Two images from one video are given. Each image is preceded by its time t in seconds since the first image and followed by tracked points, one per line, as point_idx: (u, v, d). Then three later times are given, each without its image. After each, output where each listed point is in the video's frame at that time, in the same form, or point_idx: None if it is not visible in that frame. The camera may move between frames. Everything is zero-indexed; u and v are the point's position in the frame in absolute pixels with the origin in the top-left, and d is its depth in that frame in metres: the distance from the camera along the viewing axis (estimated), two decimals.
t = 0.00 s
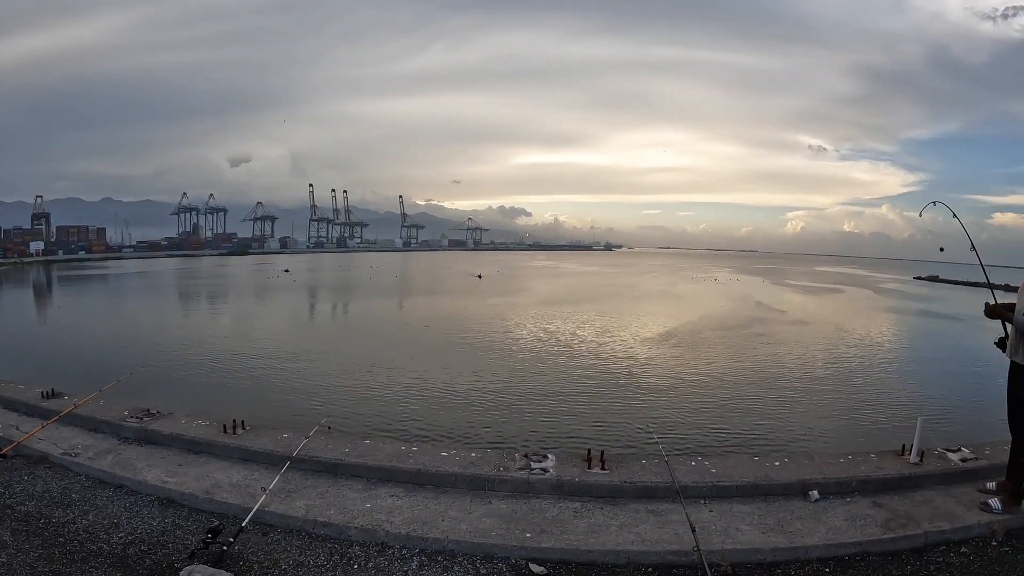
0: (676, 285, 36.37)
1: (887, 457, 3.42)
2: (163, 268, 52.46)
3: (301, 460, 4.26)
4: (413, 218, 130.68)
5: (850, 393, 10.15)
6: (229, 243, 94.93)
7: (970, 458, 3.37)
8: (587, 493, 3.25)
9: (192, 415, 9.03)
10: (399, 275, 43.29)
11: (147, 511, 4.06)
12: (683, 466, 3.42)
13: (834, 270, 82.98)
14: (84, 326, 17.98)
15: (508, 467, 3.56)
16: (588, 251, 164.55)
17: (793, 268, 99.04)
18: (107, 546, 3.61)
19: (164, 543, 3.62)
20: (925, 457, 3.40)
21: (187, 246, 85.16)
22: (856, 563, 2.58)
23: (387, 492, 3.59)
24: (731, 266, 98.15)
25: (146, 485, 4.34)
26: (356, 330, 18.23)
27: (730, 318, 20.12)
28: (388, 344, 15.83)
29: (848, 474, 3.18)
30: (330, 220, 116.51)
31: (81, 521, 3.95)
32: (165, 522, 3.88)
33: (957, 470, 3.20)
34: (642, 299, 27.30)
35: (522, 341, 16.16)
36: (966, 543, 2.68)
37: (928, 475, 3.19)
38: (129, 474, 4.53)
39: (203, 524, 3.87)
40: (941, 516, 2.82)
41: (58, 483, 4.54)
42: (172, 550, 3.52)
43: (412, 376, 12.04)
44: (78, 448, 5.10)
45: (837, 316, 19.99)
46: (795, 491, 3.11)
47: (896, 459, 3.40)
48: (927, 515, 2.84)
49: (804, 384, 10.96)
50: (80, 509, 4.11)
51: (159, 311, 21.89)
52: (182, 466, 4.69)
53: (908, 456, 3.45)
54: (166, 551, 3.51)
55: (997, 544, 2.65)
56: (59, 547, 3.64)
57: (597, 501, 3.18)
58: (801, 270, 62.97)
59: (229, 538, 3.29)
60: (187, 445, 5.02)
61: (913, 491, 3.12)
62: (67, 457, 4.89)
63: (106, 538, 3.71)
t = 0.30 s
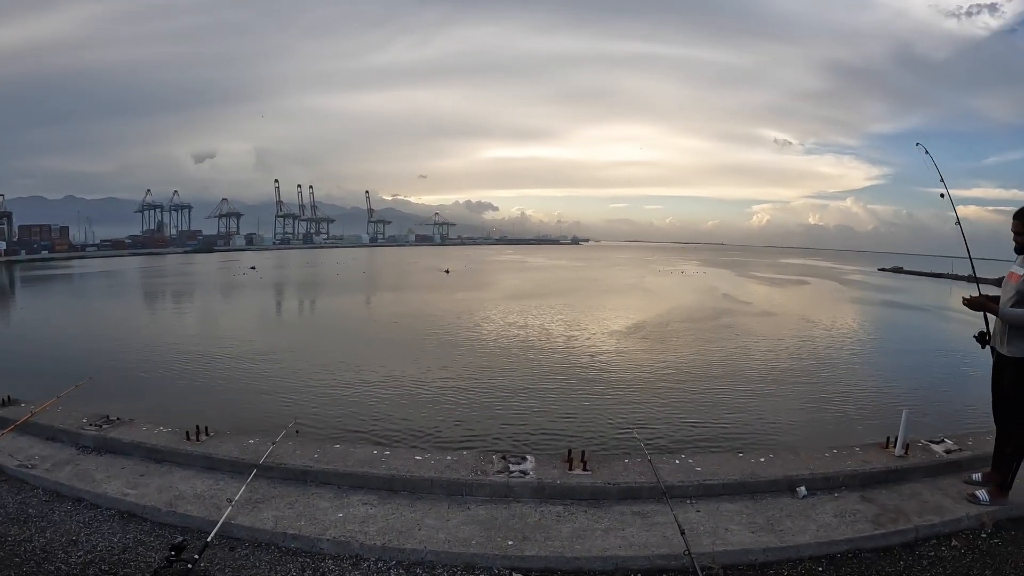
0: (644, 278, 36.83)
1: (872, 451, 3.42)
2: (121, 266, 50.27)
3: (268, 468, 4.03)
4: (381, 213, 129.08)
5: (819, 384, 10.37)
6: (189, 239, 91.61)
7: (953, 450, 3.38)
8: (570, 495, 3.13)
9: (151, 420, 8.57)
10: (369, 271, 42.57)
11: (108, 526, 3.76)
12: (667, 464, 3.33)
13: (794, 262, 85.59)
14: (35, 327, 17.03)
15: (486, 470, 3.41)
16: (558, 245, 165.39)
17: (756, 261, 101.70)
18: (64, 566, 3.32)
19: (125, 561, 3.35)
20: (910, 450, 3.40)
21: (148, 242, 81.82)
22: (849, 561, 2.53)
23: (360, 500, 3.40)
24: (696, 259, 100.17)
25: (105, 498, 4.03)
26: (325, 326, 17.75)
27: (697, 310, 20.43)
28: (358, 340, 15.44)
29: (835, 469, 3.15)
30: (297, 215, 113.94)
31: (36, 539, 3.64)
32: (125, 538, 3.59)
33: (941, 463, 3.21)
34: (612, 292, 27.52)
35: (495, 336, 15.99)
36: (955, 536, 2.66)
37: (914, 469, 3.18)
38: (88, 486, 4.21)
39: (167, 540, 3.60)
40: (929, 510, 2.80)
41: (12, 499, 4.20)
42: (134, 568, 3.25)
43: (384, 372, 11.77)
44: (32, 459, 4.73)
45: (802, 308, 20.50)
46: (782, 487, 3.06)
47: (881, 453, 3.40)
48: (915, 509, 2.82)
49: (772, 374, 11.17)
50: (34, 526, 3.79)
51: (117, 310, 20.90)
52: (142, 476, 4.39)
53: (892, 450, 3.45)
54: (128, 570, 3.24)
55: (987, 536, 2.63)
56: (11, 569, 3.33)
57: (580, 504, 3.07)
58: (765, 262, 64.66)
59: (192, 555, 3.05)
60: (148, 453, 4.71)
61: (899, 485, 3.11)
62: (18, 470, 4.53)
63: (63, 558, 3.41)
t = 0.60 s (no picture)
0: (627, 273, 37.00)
1: (873, 450, 3.40)
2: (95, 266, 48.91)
3: (251, 479, 3.87)
4: (361, 210, 127.77)
5: (804, 377, 10.47)
6: (164, 238, 89.44)
7: (954, 447, 3.38)
8: (568, 504, 3.04)
9: (127, 426, 8.26)
10: (352, 269, 42.06)
11: (83, 545, 3.56)
12: (666, 467, 3.26)
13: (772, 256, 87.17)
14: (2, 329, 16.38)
15: (480, 478, 3.29)
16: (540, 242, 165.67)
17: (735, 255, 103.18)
18: None
19: None
20: (912, 448, 3.39)
21: (129, 242, 79.16)
22: (856, 565, 2.48)
23: (349, 513, 3.26)
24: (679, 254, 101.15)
25: (81, 514, 3.83)
26: (308, 325, 17.43)
27: (680, 305, 20.58)
28: (342, 338, 15.18)
29: (837, 470, 3.12)
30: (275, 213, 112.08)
31: (6, 560, 3.42)
32: (101, 558, 3.40)
33: (941, 461, 3.21)
34: (595, 288, 27.60)
35: (482, 333, 15.86)
36: (961, 537, 2.64)
37: (916, 467, 3.17)
38: (61, 501, 3.99)
39: (144, 559, 3.41)
40: (934, 510, 2.78)
41: None
42: None
43: (368, 370, 11.56)
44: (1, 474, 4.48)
45: (785, 302, 20.77)
46: (786, 490, 3.01)
47: (882, 452, 3.37)
48: (921, 510, 2.79)
49: (755, 368, 11.28)
50: (5, 545, 3.57)
51: (94, 311, 20.32)
52: (119, 489, 4.19)
53: (893, 448, 3.43)
54: None
55: (993, 536, 2.62)
56: None
57: (579, 513, 2.98)
58: (746, 258, 65.58)
59: None
60: (125, 464, 4.49)
61: (901, 485, 3.09)
62: None
63: None
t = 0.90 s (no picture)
0: (620, 270, 37.07)
1: (878, 450, 3.35)
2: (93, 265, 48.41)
3: (240, 485, 3.75)
4: (352, 209, 127.00)
5: (799, 374, 10.51)
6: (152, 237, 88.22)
7: (959, 447, 3.35)
8: (568, 509, 2.97)
9: (112, 427, 8.06)
10: (344, 267, 41.79)
11: (65, 555, 3.42)
12: (669, 470, 3.19)
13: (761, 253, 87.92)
14: None
15: (477, 484, 3.20)
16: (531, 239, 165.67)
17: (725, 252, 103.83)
18: None
19: None
20: (917, 448, 3.35)
21: (122, 242, 77.69)
22: (866, 571, 2.43)
23: (341, 521, 3.16)
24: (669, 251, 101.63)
25: (63, 522, 3.69)
26: (300, 323, 17.27)
27: (673, 302, 20.62)
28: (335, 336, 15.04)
29: (843, 471, 3.07)
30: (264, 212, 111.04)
31: None
32: (83, 569, 3.27)
33: (948, 461, 3.17)
34: (588, 285, 27.59)
35: (476, 330, 15.80)
36: (971, 538, 2.60)
37: (922, 468, 3.13)
38: (43, 509, 3.84)
39: (128, 570, 3.29)
40: (943, 511, 2.74)
41: None
42: None
43: (360, 368, 11.42)
44: None
45: (778, 299, 20.88)
46: (792, 493, 2.96)
47: (888, 452, 3.33)
48: (930, 512, 2.74)
49: (749, 365, 11.29)
50: None
51: (85, 309, 20.04)
52: (103, 496, 4.05)
53: (899, 448, 3.39)
54: None
55: (1002, 538, 2.59)
56: None
57: (580, 519, 2.90)
58: (737, 255, 66.04)
59: None
60: (110, 470, 4.35)
61: (908, 486, 3.05)
62: None
63: None
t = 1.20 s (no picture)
0: (613, 268, 37.04)
1: (882, 453, 3.28)
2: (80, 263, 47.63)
3: (223, 491, 3.63)
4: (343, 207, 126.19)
5: (794, 372, 10.50)
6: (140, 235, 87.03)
7: (965, 449, 3.29)
8: (563, 518, 2.87)
9: (96, 428, 7.85)
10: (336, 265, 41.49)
11: (40, 565, 3.27)
12: (668, 475, 3.10)
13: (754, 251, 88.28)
14: None
15: (469, 491, 3.09)
16: (524, 238, 165.59)
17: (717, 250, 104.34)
18: None
19: None
20: (922, 451, 3.28)
21: (115, 237, 76.22)
22: None
23: (326, 530, 3.05)
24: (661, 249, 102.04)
25: (40, 531, 3.54)
26: (293, 321, 17.09)
27: (666, 301, 20.60)
28: (326, 334, 14.87)
29: (847, 476, 2.99)
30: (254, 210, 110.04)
31: None
32: None
33: (954, 464, 3.11)
34: (582, 283, 27.55)
35: (471, 328, 15.70)
36: (979, 545, 2.54)
37: (927, 472, 3.06)
38: (19, 517, 3.68)
39: None
40: (950, 517, 2.68)
41: None
42: None
43: (350, 367, 11.24)
44: None
45: (772, 297, 20.91)
46: (795, 498, 2.88)
47: (892, 455, 3.26)
48: (938, 518, 2.68)
49: (741, 363, 11.28)
50: None
51: (75, 308, 19.78)
52: (83, 502, 3.90)
53: (903, 450, 3.32)
54: None
55: (1010, 544, 2.53)
56: None
57: (576, 528, 2.81)
58: (731, 253, 66.35)
59: None
60: (90, 475, 4.18)
61: (914, 491, 2.98)
62: None
63: None
